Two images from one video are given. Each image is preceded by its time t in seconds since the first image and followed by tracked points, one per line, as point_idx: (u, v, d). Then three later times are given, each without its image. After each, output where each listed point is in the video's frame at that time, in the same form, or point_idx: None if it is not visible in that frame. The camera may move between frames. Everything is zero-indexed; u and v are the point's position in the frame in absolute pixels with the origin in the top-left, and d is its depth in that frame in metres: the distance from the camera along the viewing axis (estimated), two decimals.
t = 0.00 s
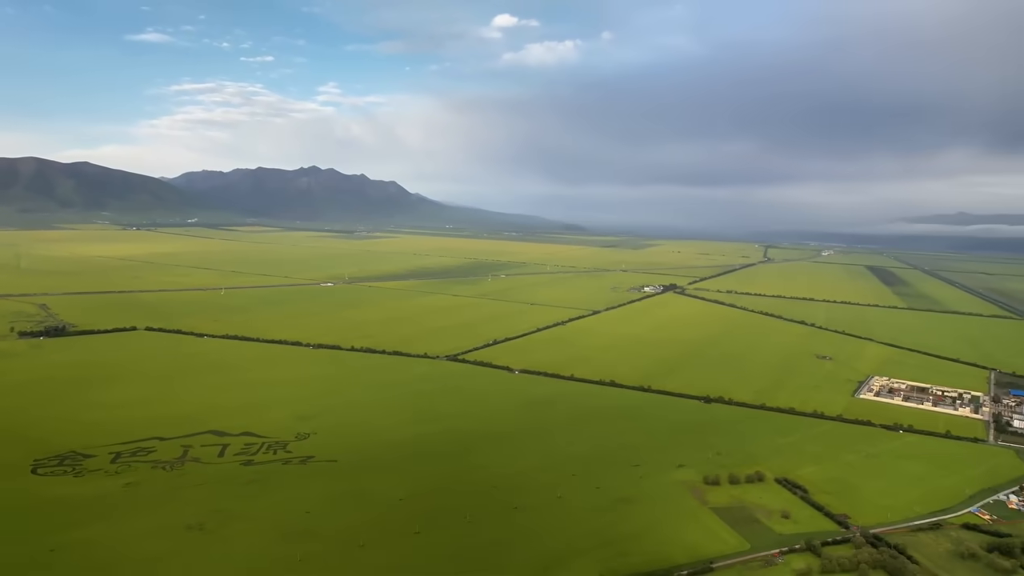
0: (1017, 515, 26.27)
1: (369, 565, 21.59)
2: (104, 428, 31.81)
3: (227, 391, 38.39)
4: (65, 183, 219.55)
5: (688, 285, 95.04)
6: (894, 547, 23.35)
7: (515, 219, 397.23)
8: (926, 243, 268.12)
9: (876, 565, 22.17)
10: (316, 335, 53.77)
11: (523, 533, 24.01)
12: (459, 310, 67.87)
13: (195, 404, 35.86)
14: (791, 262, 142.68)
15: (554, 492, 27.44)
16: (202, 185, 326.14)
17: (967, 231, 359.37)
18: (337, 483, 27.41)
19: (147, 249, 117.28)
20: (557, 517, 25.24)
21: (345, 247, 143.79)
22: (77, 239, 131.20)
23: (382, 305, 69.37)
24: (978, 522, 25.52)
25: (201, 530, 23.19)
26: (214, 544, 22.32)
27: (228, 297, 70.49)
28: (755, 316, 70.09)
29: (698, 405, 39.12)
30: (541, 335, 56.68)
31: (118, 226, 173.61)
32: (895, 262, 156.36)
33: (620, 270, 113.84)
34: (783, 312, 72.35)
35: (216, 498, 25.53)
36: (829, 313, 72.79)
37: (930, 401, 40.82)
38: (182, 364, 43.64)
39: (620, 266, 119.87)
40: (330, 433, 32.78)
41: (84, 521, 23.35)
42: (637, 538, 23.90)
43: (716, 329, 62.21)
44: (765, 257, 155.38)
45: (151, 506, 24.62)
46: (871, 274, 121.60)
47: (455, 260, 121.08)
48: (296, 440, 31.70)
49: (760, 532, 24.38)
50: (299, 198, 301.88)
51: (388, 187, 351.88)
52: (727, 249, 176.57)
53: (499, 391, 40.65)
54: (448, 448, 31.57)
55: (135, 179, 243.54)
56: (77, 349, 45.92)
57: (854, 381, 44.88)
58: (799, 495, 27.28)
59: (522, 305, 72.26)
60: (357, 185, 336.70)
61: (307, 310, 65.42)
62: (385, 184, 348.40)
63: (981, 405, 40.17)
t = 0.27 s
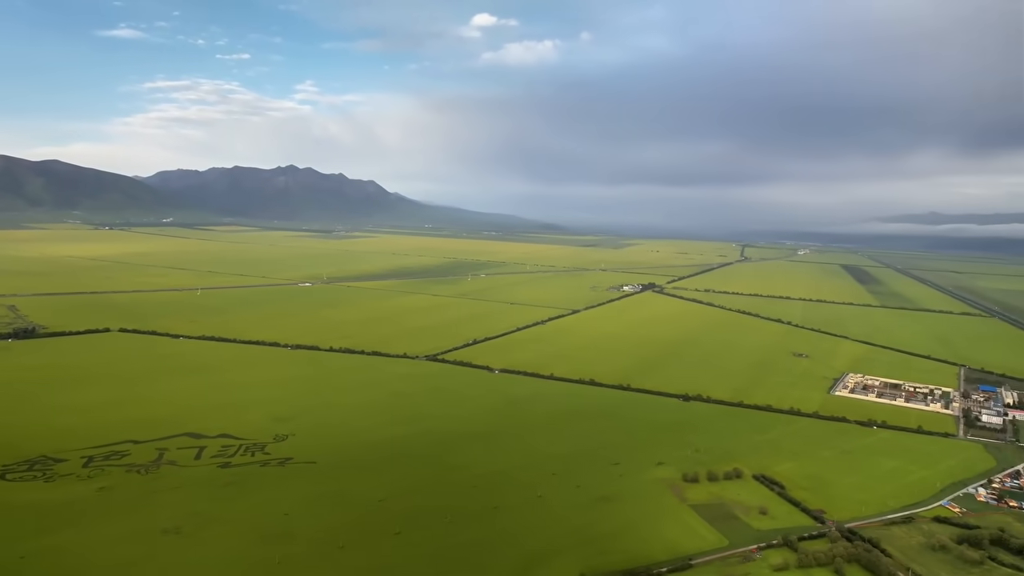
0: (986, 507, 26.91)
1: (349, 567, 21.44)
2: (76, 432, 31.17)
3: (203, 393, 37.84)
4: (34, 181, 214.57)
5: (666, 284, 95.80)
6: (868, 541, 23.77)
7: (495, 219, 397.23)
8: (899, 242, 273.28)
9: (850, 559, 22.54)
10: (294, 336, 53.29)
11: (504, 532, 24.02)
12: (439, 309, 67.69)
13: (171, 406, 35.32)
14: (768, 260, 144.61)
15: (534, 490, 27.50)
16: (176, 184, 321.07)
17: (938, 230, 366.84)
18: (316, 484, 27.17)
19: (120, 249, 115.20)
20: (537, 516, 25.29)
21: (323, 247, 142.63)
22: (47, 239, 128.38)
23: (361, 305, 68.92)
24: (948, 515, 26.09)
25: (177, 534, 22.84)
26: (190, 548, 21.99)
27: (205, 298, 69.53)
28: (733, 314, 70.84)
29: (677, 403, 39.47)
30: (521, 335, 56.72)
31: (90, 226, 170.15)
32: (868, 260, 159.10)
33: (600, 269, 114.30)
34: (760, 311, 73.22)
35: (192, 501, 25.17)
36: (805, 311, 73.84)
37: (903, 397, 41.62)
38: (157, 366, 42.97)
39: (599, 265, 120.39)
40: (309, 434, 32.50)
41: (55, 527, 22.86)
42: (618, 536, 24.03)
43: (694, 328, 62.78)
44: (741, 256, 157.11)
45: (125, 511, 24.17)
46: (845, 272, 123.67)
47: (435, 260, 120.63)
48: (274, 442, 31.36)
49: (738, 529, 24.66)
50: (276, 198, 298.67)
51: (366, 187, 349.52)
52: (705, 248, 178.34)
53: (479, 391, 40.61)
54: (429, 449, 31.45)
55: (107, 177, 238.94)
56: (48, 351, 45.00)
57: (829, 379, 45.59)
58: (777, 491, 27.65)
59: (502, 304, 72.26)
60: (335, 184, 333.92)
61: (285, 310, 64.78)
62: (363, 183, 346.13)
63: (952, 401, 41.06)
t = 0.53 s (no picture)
0: (956, 501, 27.50)
1: (329, 569, 21.26)
2: (47, 436, 30.52)
3: (179, 395, 37.28)
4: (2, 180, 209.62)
5: (645, 283, 96.48)
6: (843, 535, 24.15)
7: (475, 219, 396.73)
8: (872, 242, 278.14)
9: (826, 553, 22.87)
10: (272, 336, 52.77)
11: (484, 532, 23.99)
12: (418, 309, 67.48)
13: (145, 409, 34.75)
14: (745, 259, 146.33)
15: (514, 490, 27.51)
16: (151, 183, 315.82)
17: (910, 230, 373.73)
18: (295, 486, 26.91)
19: (92, 249, 113.03)
20: (518, 515, 25.30)
21: (301, 246, 141.32)
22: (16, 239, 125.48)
23: (339, 305, 68.41)
24: (920, 509, 26.63)
25: (151, 538, 22.47)
26: (165, 552, 21.66)
27: (180, 299, 68.54)
28: (711, 313, 71.60)
29: (656, 401, 39.77)
30: (501, 334, 56.70)
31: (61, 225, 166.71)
32: (842, 259, 161.62)
33: (579, 268, 114.66)
34: (738, 309, 74.04)
35: (167, 505, 24.78)
36: (781, 309, 74.81)
37: (877, 393, 42.39)
38: (132, 368, 42.26)
39: (579, 264, 120.84)
40: (288, 436, 32.18)
41: (25, 533, 22.35)
42: (598, 534, 24.14)
43: (673, 326, 63.33)
44: (719, 255, 158.82)
45: (97, 516, 23.70)
46: (820, 271, 125.64)
47: (415, 259, 120.03)
48: (252, 444, 31.00)
49: (717, 526, 24.90)
50: (253, 197, 295.16)
51: (345, 186, 347.05)
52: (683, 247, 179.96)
53: (460, 390, 40.54)
54: (409, 449, 31.32)
55: (78, 176, 234.26)
56: (18, 353, 44.03)
57: (805, 376, 46.27)
58: (755, 487, 27.99)
59: (482, 304, 72.26)
60: (313, 183, 331.03)
61: (262, 310, 64.12)
62: (342, 182, 343.60)
63: (924, 397, 41.93)
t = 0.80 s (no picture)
0: (928, 494, 28.09)
1: (308, 571, 21.06)
2: (16, 441, 29.80)
3: (153, 397, 36.66)
4: None
5: (624, 282, 97.00)
6: (819, 530, 24.52)
7: (454, 218, 395.68)
8: (846, 241, 282.68)
9: (803, 548, 23.20)
10: (248, 337, 52.15)
11: (465, 532, 23.93)
12: (398, 309, 67.15)
13: (119, 412, 34.11)
14: (722, 258, 147.85)
15: (495, 489, 27.49)
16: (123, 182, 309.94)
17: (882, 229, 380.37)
18: (273, 488, 26.62)
19: (63, 249, 110.63)
20: (497, 515, 25.29)
21: (278, 246, 139.71)
22: None
23: (318, 305, 67.81)
24: (893, 503, 27.14)
25: (125, 543, 22.08)
26: (140, 558, 21.28)
27: (154, 299, 67.42)
28: (689, 312, 72.26)
29: (636, 400, 40.02)
30: (481, 334, 56.67)
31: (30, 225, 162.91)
32: (817, 258, 163.99)
33: (559, 268, 114.89)
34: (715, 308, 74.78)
35: (142, 510, 24.35)
36: (758, 308, 75.72)
37: (851, 390, 43.10)
38: (105, 370, 41.47)
39: (558, 263, 121.11)
40: (266, 438, 31.81)
41: None
42: (578, 533, 24.21)
43: (652, 325, 63.79)
44: (696, 254, 160.32)
45: (69, 522, 23.20)
46: (796, 269, 127.42)
47: (394, 259, 119.35)
48: (229, 446, 30.60)
49: (695, 523, 25.12)
50: (229, 196, 291.20)
51: (323, 185, 344.04)
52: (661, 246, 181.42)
53: (441, 390, 40.40)
54: (389, 450, 31.13)
55: (48, 174, 229.16)
56: None
57: (781, 374, 46.90)
58: (733, 484, 28.30)
59: (462, 304, 72.11)
60: (290, 182, 327.62)
61: (239, 311, 63.32)
62: (320, 181, 340.55)
63: (896, 393, 42.75)
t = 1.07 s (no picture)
0: (900, 488, 28.64)
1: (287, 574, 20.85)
2: None
3: (128, 400, 36.01)
4: None
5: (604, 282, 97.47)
6: (795, 525, 24.87)
7: (433, 218, 394.29)
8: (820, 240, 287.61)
9: (780, 544, 23.52)
10: (225, 338, 51.49)
11: (445, 533, 23.86)
12: (377, 309, 66.75)
13: (92, 415, 33.44)
14: (700, 258, 149.27)
15: (475, 489, 27.44)
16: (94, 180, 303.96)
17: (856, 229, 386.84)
18: (251, 491, 26.30)
19: (32, 249, 108.18)
20: (478, 515, 25.24)
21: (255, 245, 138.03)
22: None
23: (296, 306, 67.18)
24: (867, 497, 27.64)
25: (98, 549, 21.65)
26: (113, 564, 20.89)
27: (127, 300, 66.25)
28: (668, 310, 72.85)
29: (616, 398, 40.24)
30: (461, 333, 56.59)
31: None
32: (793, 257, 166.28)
33: (539, 267, 115.10)
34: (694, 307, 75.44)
35: (115, 514, 23.89)
36: (736, 307, 76.58)
37: (826, 387, 43.78)
38: (77, 372, 40.66)
39: (538, 263, 121.36)
40: (243, 440, 31.43)
41: None
42: (559, 531, 24.27)
43: (631, 324, 64.20)
44: (674, 253, 161.71)
45: (39, 528, 22.67)
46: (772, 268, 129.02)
47: (373, 258, 118.82)
48: (205, 448, 30.16)
49: (675, 520, 25.33)
50: (204, 195, 287.08)
51: (300, 185, 340.76)
52: (640, 246, 182.58)
53: (421, 391, 40.23)
54: (369, 451, 30.92)
55: (16, 172, 223.96)
56: None
57: (758, 371, 47.49)
58: (711, 481, 28.59)
59: (442, 303, 71.90)
60: (267, 182, 324.02)
61: (215, 311, 62.51)
62: (297, 181, 337.30)
63: (870, 390, 43.53)
